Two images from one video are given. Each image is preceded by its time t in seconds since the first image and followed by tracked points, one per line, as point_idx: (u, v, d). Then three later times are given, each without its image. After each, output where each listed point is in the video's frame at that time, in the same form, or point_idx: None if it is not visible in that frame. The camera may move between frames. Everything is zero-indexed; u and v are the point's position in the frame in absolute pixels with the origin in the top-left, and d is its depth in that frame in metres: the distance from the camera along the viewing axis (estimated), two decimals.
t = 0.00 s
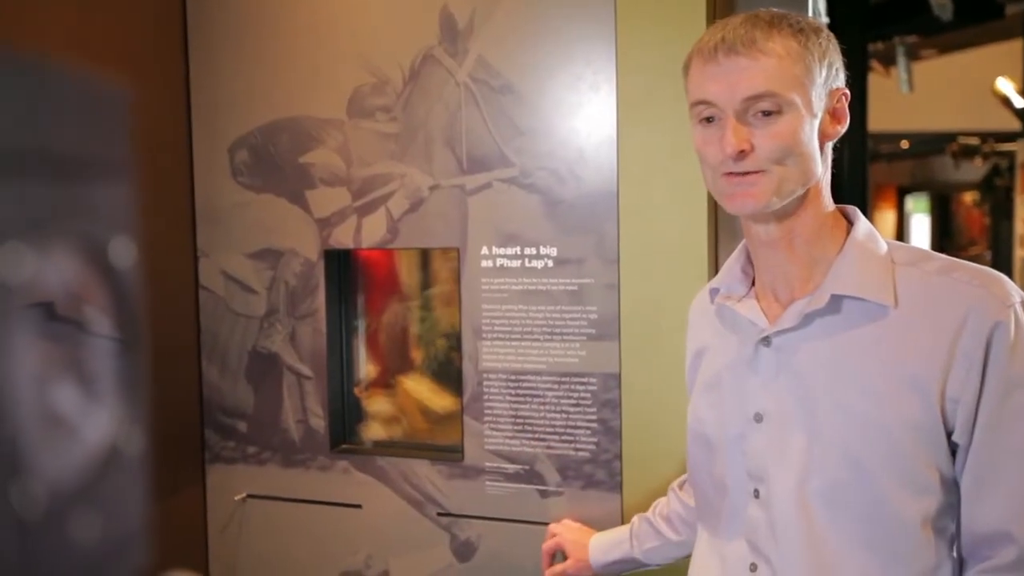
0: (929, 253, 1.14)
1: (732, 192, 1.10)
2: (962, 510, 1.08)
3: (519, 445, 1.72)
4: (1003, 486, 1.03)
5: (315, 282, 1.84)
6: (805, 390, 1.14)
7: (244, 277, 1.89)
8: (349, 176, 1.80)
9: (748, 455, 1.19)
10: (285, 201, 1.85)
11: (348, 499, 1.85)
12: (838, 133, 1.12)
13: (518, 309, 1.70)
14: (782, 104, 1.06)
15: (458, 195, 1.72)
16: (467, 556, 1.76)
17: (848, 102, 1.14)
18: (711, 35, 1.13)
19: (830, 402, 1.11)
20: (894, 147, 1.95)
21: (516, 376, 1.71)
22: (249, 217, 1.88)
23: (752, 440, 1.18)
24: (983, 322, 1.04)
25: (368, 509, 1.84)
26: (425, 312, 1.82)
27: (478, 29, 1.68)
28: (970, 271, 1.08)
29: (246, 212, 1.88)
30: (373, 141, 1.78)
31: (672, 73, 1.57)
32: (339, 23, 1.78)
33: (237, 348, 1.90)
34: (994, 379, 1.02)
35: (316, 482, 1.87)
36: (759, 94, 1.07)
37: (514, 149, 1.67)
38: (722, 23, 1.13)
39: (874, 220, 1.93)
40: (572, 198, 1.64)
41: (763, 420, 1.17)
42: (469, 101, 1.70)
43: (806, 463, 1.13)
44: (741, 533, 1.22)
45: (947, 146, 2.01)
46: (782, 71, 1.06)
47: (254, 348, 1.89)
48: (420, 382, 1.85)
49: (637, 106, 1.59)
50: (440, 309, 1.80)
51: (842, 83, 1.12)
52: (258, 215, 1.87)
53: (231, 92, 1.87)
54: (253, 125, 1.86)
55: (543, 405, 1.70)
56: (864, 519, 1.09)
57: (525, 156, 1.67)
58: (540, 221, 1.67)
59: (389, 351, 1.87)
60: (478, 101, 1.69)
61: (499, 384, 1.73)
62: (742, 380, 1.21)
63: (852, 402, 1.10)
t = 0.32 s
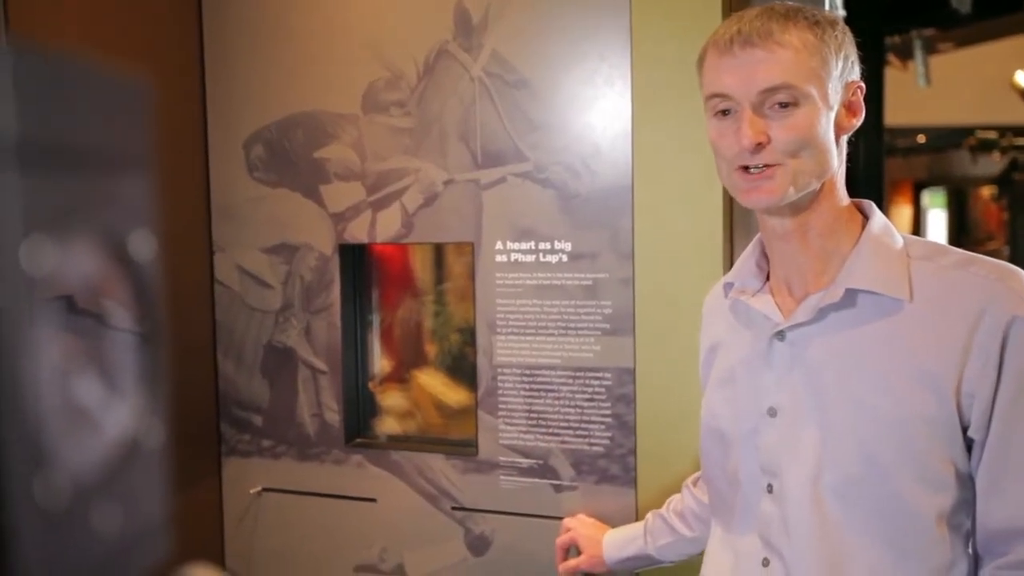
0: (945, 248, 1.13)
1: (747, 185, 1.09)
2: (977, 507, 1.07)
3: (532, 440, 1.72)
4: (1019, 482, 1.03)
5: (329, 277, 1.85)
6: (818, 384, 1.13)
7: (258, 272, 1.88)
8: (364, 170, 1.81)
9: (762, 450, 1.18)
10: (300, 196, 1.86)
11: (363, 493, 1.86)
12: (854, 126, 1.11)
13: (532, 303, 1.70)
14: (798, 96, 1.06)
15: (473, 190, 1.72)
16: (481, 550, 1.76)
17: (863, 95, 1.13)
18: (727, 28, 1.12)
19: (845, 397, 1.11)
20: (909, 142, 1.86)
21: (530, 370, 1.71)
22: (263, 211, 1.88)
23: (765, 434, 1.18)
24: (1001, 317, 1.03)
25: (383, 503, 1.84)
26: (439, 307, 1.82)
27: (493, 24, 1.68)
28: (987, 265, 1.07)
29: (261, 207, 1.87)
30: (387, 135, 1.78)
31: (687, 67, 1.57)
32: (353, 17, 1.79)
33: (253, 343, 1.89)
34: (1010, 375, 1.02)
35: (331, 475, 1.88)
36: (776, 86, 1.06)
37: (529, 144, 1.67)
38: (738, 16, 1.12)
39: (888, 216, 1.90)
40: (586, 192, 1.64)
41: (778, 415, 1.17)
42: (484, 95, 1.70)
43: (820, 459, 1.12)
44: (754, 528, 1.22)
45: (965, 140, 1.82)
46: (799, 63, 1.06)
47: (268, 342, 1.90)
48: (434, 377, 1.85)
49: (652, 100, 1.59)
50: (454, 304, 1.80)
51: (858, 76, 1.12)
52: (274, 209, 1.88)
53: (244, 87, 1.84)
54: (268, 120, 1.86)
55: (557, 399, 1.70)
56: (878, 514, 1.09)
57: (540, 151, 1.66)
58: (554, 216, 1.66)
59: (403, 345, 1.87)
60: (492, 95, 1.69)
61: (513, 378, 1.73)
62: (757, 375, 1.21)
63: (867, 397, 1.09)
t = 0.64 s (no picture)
0: (969, 241, 1.12)
1: (769, 177, 1.08)
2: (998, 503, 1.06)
3: (551, 433, 1.72)
4: None
5: (348, 271, 1.85)
6: (838, 377, 1.13)
7: (279, 264, 1.89)
8: (383, 163, 1.81)
9: (782, 443, 1.18)
10: (320, 189, 1.86)
11: (382, 485, 1.87)
12: (879, 119, 1.10)
13: (551, 297, 1.70)
14: (825, 88, 1.05)
15: (492, 183, 1.72)
16: (500, 543, 1.76)
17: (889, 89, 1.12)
18: (754, 19, 1.11)
19: (866, 391, 1.10)
20: (931, 135, 1.84)
21: (548, 364, 1.71)
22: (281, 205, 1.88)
23: (785, 427, 1.17)
24: None
25: (402, 495, 1.85)
26: (459, 300, 1.82)
27: (512, 17, 1.67)
28: (1012, 259, 1.06)
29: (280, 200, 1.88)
30: (406, 128, 1.78)
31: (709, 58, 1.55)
32: (373, 11, 1.79)
33: (274, 334, 1.90)
34: None
35: (349, 468, 1.89)
36: (802, 78, 1.06)
37: (549, 137, 1.67)
38: (765, 7, 1.11)
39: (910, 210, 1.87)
40: (607, 185, 1.63)
41: (797, 408, 1.16)
42: (503, 88, 1.69)
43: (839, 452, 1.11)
44: (772, 521, 1.21)
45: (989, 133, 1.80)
46: (825, 55, 1.05)
47: (289, 335, 1.91)
48: (453, 369, 1.85)
49: (674, 93, 1.58)
50: (473, 297, 1.80)
51: (884, 69, 1.11)
52: (292, 200, 1.88)
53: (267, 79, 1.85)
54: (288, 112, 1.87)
55: (575, 393, 1.70)
56: (897, 507, 1.08)
57: (559, 144, 1.66)
58: (574, 210, 1.66)
59: (422, 339, 1.88)
60: (512, 89, 1.68)
61: (532, 371, 1.73)
62: (776, 368, 1.20)
63: (888, 390, 1.08)
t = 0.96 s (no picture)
0: (1001, 234, 1.11)
1: (799, 168, 1.08)
2: None
3: (574, 426, 1.71)
4: None
5: (371, 263, 1.84)
6: (867, 371, 1.12)
7: (304, 258, 1.89)
8: (406, 156, 1.80)
9: (809, 436, 1.17)
10: (345, 185, 1.85)
11: (405, 477, 1.87)
12: (911, 112, 1.09)
13: (574, 290, 1.69)
14: (858, 80, 1.04)
15: (515, 176, 1.71)
16: (523, 536, 1.76)
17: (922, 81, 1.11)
18: (787, 8, 1.10)
19: (896, 385, 1.09)
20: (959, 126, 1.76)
21: (571, 356, 1.71)
22: (306, 198, 1.88)
23: (812, 420, 1.16)
24: None
25: (424, 487, 1.85)
26: (481, 294, 1.82)
27: (535, 9, 1.67)
28: None
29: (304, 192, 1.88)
30: (429, 121, 1.77)
31: (739, 49, 1.54)
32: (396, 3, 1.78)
33: (297, 327, 1.91)
34: None
35: (370, 459, 1.89)
36: (835, 69, 1.04)
37: (571, 130, 1.66)
38: None
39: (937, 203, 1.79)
40: (630, 178, 1.63)
41: (825, 402, 1.15)
42: (526, 81, 1.68)
43: (868, 445, 1.10)
44: (798, 515, 1.21)
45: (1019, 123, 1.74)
46: (859, 45, 1.04)
47: (311, 328, 1.90)
48: (475, 362, 1.85)
49: (701, 85, 1.57)
50: (495, 290, 1.80)
51: (918, 61, 1.09)
52: (314, 199, 1.87)
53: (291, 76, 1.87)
54: (313, 105, 1.86)
55: (598, 386, 1.69)
56: (927, 502, 1.07)
57: (582, 137, 1.65)
58: (597, 203, 1.65)
59: (445, 332, 1.88)
60: (535, 81, 1.68)
61: (554, 364, 1.72)
62: (803, 361, 1.19)
63: (919, 384, 1.07)
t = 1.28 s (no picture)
0: None
1: (840, 160, 1.06)
2: None
3: (601, 419, 1.71)
4: None
5: (399, 255, 1.83)
6: (901, 362, 1.10)
7: (332, 250, 1.88)
8: (435, 147, 1.79)
9: (840, 429, 1.15)
10: (371, 174, 1.84)
11: (433, 470, 1.86)
12: (956, 107, 1.08)
13: (601, 283, 1.68)
14: (905, 72, 1.03)
15: (544, 169, 1.70)
16: (550, 528, 1.76)
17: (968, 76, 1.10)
18: None
19: (928, 377, 1.07)
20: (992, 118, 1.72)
21: (600, 349, 1.69)
22: (335, 192, 1.87)
23: (844, 413, 1.15)
24: None
25: (450, 479, 1.85)
26: (508, 287, 1.82)
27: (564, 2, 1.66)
28: None
29: (333, 186, 1.87)
30: (457, 114, 1.76)
31: (777, 41, 1.52)
32: None
33: (325, 320, 1.91)
34: None
35: (398, 451, 1.89)
36: (884, 60, 1.03)
37: (601, 122, 1.65)
38: None
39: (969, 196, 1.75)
40: (659, 171, 1.61)
41: (857, 395, 1.13)
42: (554, 73, 1.67)
43: (901, 438, 1.09)
44: (828, 507, 1.19)
45: None
46: (910, 37, 1.03)
47: (339, 321, 1.90)
48: (502, 356, 1.85)
49: (741, 77, 1.55)
50: (522, 284, 1.80)
51: (966, 56, 1.08)
52: (338, 184, 1.87)
53: (318, 69, 1.86)
54: (342, 98, 1.85)
55: (626, 380, 1.68)
56: (961, 496, 1.06)
57: (610, 129, 1.64)
58: (625, 195, 1.64)
59: (471, 325, 1.87)
60: (563, 74, 1.66)
61: (582, 357, 1.71)
62: (836, 354, 1.17)
63: (953, 376, 1.06)
